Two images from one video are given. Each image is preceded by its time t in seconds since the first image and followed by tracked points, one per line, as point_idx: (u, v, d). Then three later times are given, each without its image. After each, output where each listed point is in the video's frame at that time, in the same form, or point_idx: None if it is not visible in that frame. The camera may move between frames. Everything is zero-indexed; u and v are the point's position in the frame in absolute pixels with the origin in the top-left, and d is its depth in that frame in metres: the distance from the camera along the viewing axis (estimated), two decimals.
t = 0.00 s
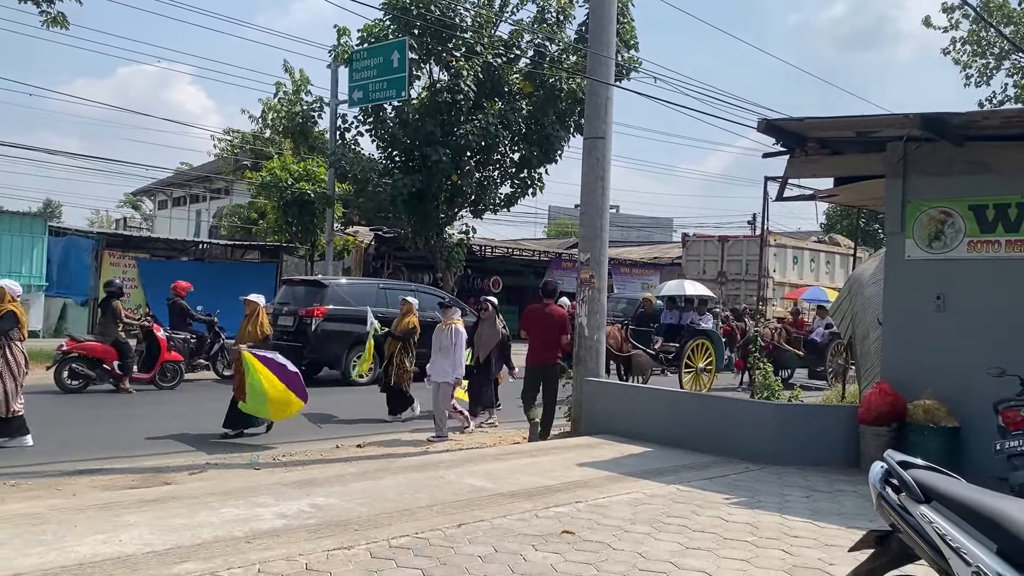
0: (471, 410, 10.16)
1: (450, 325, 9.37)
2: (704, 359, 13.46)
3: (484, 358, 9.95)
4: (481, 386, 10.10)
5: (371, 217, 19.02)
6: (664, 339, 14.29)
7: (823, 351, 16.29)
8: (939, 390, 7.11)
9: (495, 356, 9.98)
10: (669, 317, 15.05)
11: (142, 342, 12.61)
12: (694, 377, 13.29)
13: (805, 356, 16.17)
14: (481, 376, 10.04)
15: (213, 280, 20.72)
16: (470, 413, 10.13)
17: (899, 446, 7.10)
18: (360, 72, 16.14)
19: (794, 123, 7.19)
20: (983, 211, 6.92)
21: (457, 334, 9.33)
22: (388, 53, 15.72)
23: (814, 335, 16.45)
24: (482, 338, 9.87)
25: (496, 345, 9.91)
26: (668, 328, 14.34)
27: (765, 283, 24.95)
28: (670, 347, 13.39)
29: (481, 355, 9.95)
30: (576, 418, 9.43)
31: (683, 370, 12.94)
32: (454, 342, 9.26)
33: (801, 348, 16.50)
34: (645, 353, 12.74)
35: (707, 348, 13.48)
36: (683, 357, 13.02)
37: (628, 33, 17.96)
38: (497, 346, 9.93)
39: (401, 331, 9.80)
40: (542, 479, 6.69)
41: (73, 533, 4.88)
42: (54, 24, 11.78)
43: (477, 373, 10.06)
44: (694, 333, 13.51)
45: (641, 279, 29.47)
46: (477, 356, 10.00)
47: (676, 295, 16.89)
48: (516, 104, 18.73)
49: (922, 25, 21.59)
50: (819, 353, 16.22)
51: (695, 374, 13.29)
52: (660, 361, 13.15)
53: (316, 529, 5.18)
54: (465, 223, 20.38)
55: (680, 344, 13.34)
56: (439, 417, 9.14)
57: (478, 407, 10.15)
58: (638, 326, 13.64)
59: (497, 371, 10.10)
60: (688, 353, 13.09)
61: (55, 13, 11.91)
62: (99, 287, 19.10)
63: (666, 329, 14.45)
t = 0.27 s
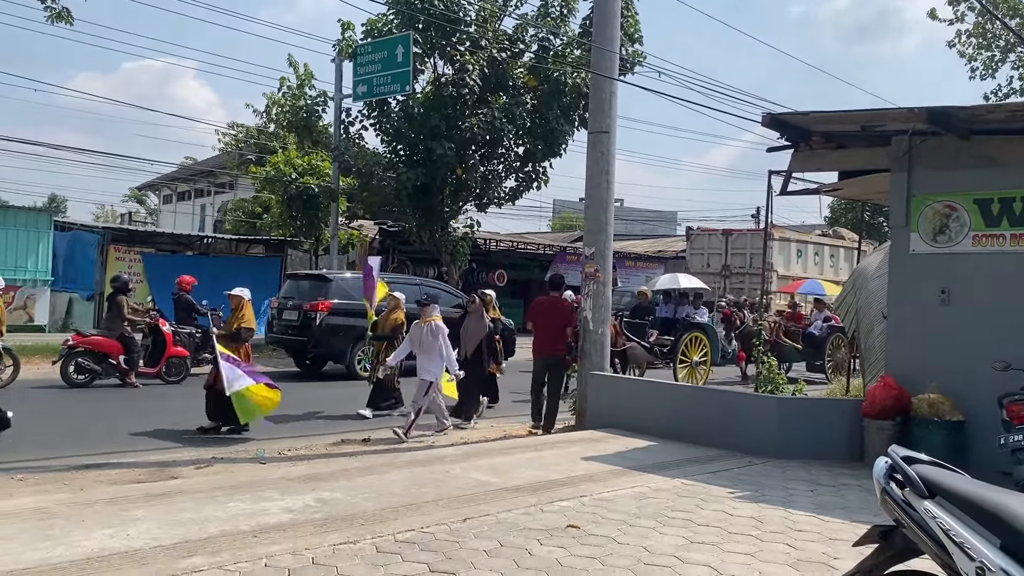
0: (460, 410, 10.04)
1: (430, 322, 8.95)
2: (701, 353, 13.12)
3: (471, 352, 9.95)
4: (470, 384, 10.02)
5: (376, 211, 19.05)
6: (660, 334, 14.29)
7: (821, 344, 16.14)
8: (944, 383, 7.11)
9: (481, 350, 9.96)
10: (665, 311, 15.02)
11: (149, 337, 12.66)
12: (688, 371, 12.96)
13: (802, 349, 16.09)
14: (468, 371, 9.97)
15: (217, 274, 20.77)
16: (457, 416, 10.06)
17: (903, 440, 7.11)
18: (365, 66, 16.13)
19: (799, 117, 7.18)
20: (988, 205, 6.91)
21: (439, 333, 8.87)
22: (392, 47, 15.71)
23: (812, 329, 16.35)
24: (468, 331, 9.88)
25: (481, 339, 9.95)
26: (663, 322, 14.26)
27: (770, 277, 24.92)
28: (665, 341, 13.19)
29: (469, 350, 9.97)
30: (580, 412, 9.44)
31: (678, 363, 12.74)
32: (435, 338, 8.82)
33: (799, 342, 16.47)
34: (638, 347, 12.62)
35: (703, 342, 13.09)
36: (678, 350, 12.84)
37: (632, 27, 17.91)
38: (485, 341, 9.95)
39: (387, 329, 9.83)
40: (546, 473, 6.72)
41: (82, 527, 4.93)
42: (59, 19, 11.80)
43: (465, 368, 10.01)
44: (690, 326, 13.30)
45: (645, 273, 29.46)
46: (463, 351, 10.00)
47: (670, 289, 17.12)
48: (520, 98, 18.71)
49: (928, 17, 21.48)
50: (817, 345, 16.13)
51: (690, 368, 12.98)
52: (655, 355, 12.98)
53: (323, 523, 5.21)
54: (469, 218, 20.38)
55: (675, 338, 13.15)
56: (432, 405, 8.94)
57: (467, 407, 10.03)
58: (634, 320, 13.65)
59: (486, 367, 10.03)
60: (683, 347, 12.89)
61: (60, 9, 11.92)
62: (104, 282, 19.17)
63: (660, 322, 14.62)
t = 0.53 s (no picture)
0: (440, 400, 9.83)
1: (406, 313, 8.63)
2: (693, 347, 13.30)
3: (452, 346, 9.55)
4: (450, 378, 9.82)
5: (379, 204, 19.04)
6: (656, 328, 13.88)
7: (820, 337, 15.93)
8: (948, 378, 7.10)
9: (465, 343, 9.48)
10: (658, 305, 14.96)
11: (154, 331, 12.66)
12: (683, 366, 13.13)
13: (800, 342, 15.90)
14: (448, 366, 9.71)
15: (221, 268, 20.80)
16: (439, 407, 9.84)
17: (907, 435, 7.10)
18: (368, 59, 16.10)
19: (804, 110, 7.15)
20: (993, 199, 6.88)
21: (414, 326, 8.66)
22: (395, 40, 15.68)
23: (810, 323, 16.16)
24: (450, 326, 9.46)
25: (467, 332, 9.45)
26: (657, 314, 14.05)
27: (774, 270, 24.88)
28: (660, 335, 13.05)
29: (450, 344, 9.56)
30: (583, 406, 9.45)
31: (672, 358, 12.68)
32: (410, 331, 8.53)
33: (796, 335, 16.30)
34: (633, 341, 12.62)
35: (696, 336, 13.28)
36: (673, 345, 12.75)
37: (636, 19, 17.86)
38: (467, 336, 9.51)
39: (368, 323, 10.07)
40: (550, 467, 6.73)
41: (86, 520, 4.95)
42: (62, 13, 11.80)
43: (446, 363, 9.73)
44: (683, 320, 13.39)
45: (649, 266, 29.43)
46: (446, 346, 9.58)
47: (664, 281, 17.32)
48: (524, 91, 18.68)
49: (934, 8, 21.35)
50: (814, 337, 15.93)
51: (685, 362, 13.16)
52: (650, 349, 12.83)
53: (327, 516, 5.23)
54: (473, 211, 20.37)
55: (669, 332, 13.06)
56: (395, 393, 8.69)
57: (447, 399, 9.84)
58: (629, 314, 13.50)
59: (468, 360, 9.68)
60: (677, 341, 12.83)
61: (63, 2, 11.92)
62: (109, 276, 19.21)
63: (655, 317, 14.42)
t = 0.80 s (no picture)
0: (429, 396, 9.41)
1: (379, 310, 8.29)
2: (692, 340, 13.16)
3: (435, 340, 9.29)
4: (436, 372, 9.39)
5: (385, 197, 19.05)
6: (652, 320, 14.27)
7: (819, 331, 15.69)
8: (954, 371, 7.09)
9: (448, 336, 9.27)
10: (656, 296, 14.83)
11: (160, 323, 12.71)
12: (681, 359, 12.98)
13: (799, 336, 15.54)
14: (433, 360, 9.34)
15: (227, 261, 20.86)
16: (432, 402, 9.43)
17: (912, 428, 7.10)
18: (374, 52, 16.08)
19: (810, 103, 7.12)
20: (1001, 192, 6.86)
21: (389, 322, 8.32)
22: (401, 33, 15.67)
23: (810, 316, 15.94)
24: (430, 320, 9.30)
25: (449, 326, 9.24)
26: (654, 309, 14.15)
27: (780, 263, 24.83)
28: (657, 329, 12.99)
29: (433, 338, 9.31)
30: (589, 399, 9.47)
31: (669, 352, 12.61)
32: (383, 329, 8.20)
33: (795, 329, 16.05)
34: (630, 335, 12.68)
35: (695, 329, 13.10)
36: (669, 339, 12.70)
37: (642, 11, 17.79)
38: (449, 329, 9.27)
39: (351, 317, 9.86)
40: (556, 459, 6.75)
41: (95, 513, 4.99)
42: (68, 6, 11.82)
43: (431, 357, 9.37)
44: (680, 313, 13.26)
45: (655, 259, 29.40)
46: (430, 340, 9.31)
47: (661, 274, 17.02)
48: (529, 83, 18.64)
49: None
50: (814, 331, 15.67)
51: (682, 355, 13.01)
52: (646, 343, 12.85)
53: (334, 508, 5.26)
54: (479, 204, 20.36)
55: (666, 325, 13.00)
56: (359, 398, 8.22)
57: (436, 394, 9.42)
58: (627, 308, 14.04)
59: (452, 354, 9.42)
60: (674, 335, 12.75)
61: None
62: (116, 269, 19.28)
63: (652, 310, 14.43)
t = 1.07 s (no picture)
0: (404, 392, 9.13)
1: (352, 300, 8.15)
2: (690, 334, 13.01)
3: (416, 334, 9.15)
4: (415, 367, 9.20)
5: (391, 191, 19.06)
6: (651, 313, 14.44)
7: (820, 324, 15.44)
8: (962, 364, 7.07)
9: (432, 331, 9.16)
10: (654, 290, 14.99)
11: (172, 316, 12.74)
12: (678, 352, 12.81)
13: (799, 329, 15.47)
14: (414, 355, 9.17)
15: (234, 254, 20.90)
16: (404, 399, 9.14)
17: (919, 421, 7.09)
18: (380, 44, 16.07)
19: (817, 95, 7.10)
20: (1009, 184, 6.83)
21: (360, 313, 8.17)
22: (407, 25, 15.64)
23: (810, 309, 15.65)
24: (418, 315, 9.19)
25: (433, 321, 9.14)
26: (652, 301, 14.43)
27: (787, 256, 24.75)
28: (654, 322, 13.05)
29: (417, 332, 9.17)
30: (595, 392, 9.48)
31: (667, 344, 12.50)
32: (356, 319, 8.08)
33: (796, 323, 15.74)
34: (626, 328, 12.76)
35: (693, 322, 13.00)
36: (667, 331, 12.60)
37: (649, 4, 17.73)
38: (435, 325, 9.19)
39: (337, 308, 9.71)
40: (562, 452, 6.77)
41: (104, 504, 5.03)
42: None
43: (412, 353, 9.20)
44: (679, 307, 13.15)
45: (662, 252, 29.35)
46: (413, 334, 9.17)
47: (659, 266, 17.17)
48: (536, 76, 18.61)
49: None
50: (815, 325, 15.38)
51: (680, 349, 12.81)
52: (644, 336, 12.81)
53: (341, 500, 5.29)
54: (485, 197, 20.34)
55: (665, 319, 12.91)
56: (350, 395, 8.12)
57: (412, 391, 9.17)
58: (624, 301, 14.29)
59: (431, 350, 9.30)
60: (673, 327, 12.64)
61: None
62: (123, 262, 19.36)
63: (650, 303, 14.53)
